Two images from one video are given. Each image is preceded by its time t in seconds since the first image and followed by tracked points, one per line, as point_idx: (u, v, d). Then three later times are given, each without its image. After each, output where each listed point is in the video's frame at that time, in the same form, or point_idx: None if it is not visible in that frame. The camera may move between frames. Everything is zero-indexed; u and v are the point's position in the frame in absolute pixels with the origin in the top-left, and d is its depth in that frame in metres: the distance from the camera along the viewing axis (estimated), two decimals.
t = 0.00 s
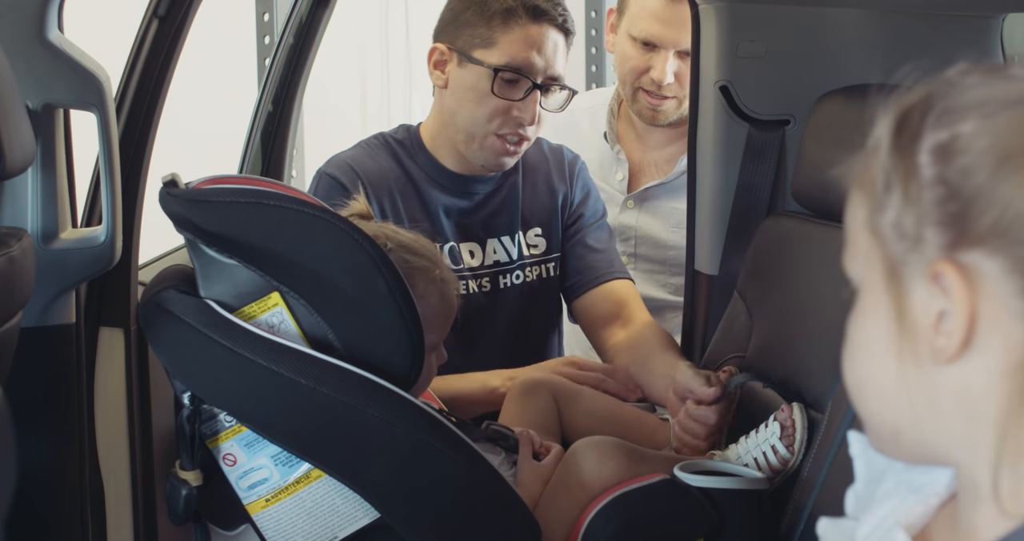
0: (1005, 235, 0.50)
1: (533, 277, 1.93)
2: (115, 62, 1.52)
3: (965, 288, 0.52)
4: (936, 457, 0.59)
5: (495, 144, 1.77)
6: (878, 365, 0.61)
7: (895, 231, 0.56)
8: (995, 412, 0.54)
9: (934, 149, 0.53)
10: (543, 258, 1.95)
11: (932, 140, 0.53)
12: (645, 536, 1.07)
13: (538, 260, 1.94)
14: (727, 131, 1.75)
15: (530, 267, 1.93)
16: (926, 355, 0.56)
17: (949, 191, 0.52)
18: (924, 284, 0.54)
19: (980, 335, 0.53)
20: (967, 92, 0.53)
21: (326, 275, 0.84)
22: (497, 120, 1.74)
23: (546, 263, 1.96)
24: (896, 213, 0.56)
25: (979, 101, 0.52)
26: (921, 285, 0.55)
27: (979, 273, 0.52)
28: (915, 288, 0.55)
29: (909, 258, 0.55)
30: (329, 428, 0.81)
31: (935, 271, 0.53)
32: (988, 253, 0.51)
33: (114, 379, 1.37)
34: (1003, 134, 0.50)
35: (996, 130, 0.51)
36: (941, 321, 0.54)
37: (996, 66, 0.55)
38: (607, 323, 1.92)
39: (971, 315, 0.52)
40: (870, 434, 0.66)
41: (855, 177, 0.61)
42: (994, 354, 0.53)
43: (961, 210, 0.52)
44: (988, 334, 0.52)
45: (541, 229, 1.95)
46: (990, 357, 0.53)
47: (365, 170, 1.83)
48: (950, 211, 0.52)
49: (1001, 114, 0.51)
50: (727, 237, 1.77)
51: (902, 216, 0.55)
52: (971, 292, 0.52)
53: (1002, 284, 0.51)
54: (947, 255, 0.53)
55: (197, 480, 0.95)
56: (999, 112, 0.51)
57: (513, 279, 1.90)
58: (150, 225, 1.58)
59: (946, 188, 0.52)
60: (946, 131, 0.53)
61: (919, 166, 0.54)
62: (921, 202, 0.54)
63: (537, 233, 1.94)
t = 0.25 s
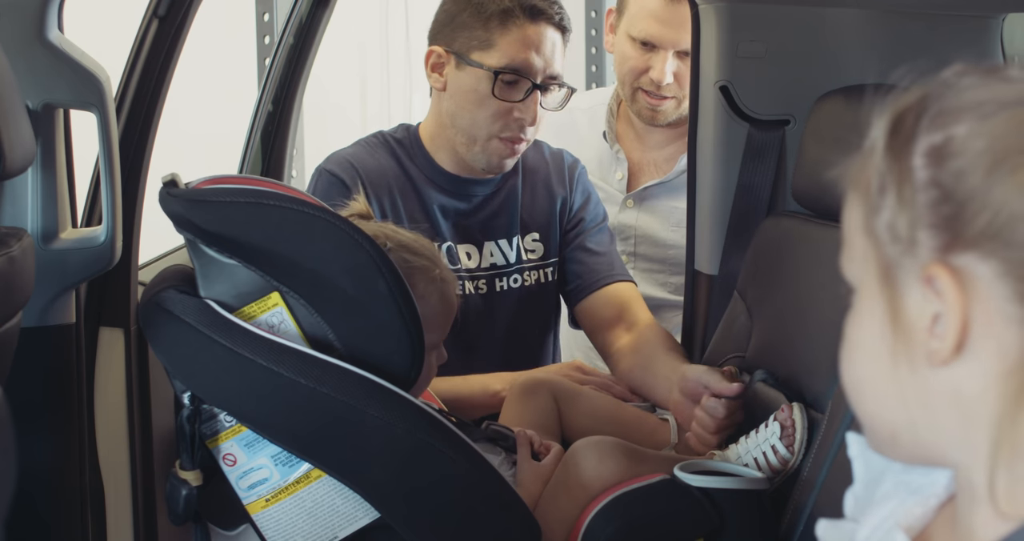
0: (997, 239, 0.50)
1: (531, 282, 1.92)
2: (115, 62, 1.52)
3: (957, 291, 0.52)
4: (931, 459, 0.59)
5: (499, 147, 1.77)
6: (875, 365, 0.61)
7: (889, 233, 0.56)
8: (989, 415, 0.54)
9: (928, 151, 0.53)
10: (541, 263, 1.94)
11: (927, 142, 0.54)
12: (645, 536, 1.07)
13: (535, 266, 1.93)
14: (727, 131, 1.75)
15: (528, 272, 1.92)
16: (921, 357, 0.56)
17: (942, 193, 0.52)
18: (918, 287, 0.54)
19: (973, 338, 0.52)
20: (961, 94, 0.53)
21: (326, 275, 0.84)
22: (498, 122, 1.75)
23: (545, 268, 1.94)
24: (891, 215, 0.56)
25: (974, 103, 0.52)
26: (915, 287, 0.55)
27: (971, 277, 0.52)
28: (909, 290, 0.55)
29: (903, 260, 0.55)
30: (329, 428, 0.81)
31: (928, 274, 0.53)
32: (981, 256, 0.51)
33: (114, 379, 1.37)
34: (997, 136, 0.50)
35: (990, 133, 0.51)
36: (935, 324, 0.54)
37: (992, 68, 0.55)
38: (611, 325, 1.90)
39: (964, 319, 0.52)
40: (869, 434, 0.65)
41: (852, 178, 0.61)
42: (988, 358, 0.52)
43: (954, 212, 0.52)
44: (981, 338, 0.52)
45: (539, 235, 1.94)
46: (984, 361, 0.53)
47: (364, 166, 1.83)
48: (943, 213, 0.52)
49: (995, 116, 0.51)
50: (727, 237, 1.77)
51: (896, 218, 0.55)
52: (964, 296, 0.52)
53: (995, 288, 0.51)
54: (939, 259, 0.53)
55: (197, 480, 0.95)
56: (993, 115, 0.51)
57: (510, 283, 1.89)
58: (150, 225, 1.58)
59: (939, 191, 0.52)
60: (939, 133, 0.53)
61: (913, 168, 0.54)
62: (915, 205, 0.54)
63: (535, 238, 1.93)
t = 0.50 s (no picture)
0: (996, 239, 0.50)
1: (526, 284, 1.92)
2: (115, 62, 1.52)
3: (956, 292, 0.52)
4: (930, 460, 0.59)
5: (483, 146, 1.76)
6: (874, 365, 0.61)
7: (889, 234, 0.56)
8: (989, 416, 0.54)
9: (928, 152, 0.53)
10: (536, 265, 1.94)
11: (927, 143, 0.54)
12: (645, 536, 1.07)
13: (530, 267, 1.93)
14: (727, 132, 1.75)
15: (523, 273, 1.92)
16: (919, 357, 0.56)
17: (942, 194, 0.52)
18: (917, 288, 0.54)
19: (971, 339, 0.52)
20: (961, 94, 0.53)
21: (326, 275, 0.84)
22: (485, 122, 1.74)
23: (540, 270, 1.95)
24: (890, 215, 0.56)
25: (975, 103, 0.52)
26: (915, 288, 0.55)
27: (970, 278, 0.52)
28: (908, 291, 0.55)
29: (903, 261, 0.55)
30: (329, 428, 0.81)
31: (927, 275, 0.53)
32: (980, 257, 0.51)
33: (114, 379, 1.37)
34: (997, 137, 0.50)
35: (990, 134, 0.50)
36: (934, 325, 0.54)
37: (992, 68, 0.55)
38: (610, 325, 1.91)
39: (963, 320, 0.52)
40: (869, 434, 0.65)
41: (852, 178, 0.61)
42: (987, 359, 0.52)
43: (954, 213, 0.52)
44: (980, 339, 0.52)
45: (534, 237, 1.94)
46: (983, 362, 0.53)
47: (359, 166, 1.83)
48: (943, 214, 0.52)
49: (996, 117, 0.51)
50: (727, 237, 1.77)
51: (895, 219, 0.55)
52: (963, 297, 0.52)
53: (994, 290, 0.51)
54: (938, 260, 0.53)
55: (197, 480, 0.95)
56: (993, 115, 0.51)
57: (505, 284, 1.89)
58: (150, 225, 1.58)
59: (939, 192, 0.52)
60: (939, 134, 0.53)
61: (913, 169, 0.54)
62: (914, 205, 0.54)
63: (530, 239, 1.94)
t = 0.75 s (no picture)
0: (999, 239, 0.50)
1: (517, 270, 1.93)
2: (115, 62, 1.52)
3: (958, 292, 0.52)
4: (932, 460, 0.59)
5: (471, 146, 1.77)
6: (874, 365, 0.61)
7: (891, 233, 0.56)
8: (990, 415, 0.54)
9: (931, 152, 0.53)
10: (525, 252, 1.95)
11: (929, 142, 0.54)
12: (645, 536, 1.07)
13: (520, 254, 1.94)
14: (727, 132, 1.75)
15: (514, 261, 1.92)
16: (921, 357, 0.56)
17: (944, 194, 0.52)
18: (919, 287, 0.54)
19: (973, 339, 0.52)
20: (964, 94, 0.53)
21: (325, 275, 0.84)
22: (475, 122, 1.75)
23: (529, 256, 1.95)
24: (893, 215, 0.56)
25: (978, 103, 0.52)
26: (917, 288, 0.55)
27: (973, 278, 0.52)
28: (910, 291, 0.55)
29: (905, 260, 0.55)
30: (330, 428, 0.81)
31: (929, 274, 0.53)
32: (983, 257, 0.51)
33: (114, 379, 1.37)
34: (1000, 136, 0.50)
35: (993, 133, 0.50)
36: (936, 324, 0.54)
37: (995, 68, 0.55)
38: (587, 310, 1.90)
39: (965, 319, 0.52)
40: (869, 434, 0.65)
41: (855, 178, 0.61)
42: (988, 358, 0.52)
43: (956, 213, 0.52)
44: (982, 338, 0.52)
45: (523, 223, 1.95)
46: (985, 361, 0.53)
47: (349, 170, 1.81)
48: (946, 213, 0.52)
49: (999, 116, 0.51)
50: (727, 236, 1.77)
51: (898, 218, 0.55)
52: (966, 296, 0.52)
53: (996, 289, 0.51)
54: (941, 259, 0.53)
55: (197, 480, 0.95)
56: (997, 115, 0.51)
57: (499, 274, 1.90)
58: (150, 225, 1.58)
59: (942, 192, 0.52)
60: (942, 133, 0.53)
61: (916, 168, 0.54)
62: (917, 205, 0.54)
63: (520, 226, 1.94)
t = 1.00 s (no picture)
0: (997, 239, 0.50)
1: (512, 284, 1.92)
2: (115, 62, 1.52)
3: (957, 291, 0.52)
4: (931, 460, 0.59)
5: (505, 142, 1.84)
6: (874, 364, 0.60)
7: (890, 233, 0.56)
8: (990, 415, 0.54)
9: (930, 152, 0.53)
10: (522, 265, 1.94)
11: (929, 142, 0.54)
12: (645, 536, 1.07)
13: (516, 268, 1.93)
14: (728, 132, 1.75)
15: (509, 275, 1.92)
16: (920, 356, 0.56)
17: (943, 194, 0.52)
18: (918, 287, 0.54)
19: (972, 338, 0.52)
20: (964, 94, 0.53)
21: (326, 275, 0.84)
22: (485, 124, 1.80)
23: (526, 269, 1.94)
24: (892, 215, 0.56)
25: (977, 102, 0.52)
26: (916, 288, 0.55)
27: (972, 278, 0.52)
28: (909, 291, 0.55)
29: (904, 260, 0.55)
30: (329, 428, 0.81)
31: (928, 274, 0.53)
32: (981, 257, 0.51)
33: (114, 379, 1.37)
34: (1000, 136, 0.50)
35: (993, 133, 0.50)
36: (935, 324, 0.54)
37: (995, 68, 0.55)
38: (588, 324, 1.91)
39: (964, 319, 0.52)
40: (869, 434, 0.65)
41: (854, 178, 0.61)
42: (987, 358, 0.52)
43: (955, 213, 0.52)
44: (980, 338, 0.52)
45: (520, 236, 1.94)
46: (984, 361, 0.53)
47: (331, 188, 1.81)
48: (945, 213, 0.52)
49: (998, 116, 0.51)
50: (727, 237, 1.77)
51: (897, 218, 0.55)
52: (964, 297, 0.52)
53: (995, 289, 0.51)
54: (939, 259, 0.53)
55: (197, 480, 0.95)
56: (996, 115, 0.51)
57: (492, 287, 1.89)
58: (150, 225, 1.59)
59: (940, 192, 0.52)
60: (942, 133, 0.53)
61: (915, 168, 0.54)
62: (916, 205, 0.54)
63: (516, 240, 1.93)
